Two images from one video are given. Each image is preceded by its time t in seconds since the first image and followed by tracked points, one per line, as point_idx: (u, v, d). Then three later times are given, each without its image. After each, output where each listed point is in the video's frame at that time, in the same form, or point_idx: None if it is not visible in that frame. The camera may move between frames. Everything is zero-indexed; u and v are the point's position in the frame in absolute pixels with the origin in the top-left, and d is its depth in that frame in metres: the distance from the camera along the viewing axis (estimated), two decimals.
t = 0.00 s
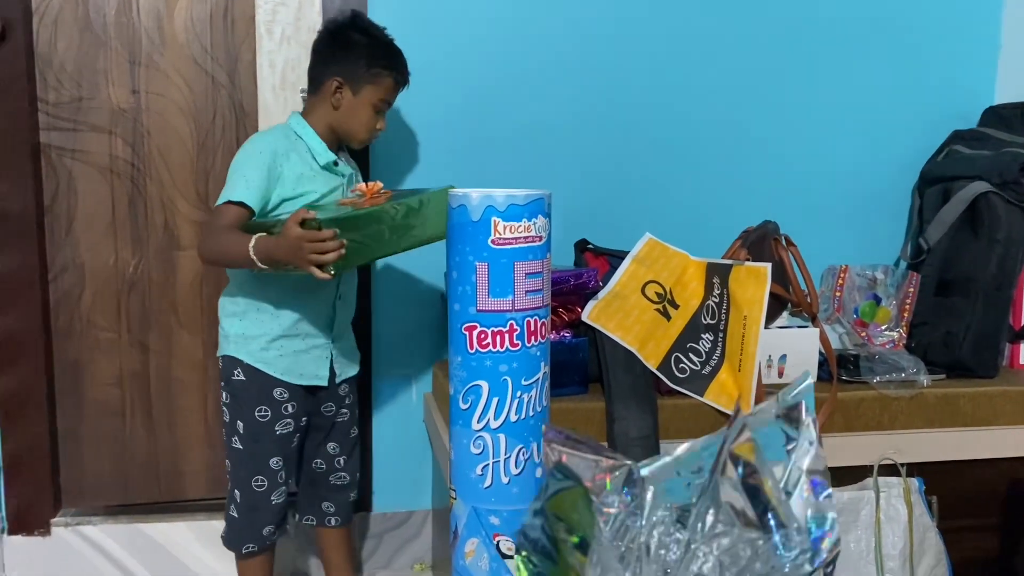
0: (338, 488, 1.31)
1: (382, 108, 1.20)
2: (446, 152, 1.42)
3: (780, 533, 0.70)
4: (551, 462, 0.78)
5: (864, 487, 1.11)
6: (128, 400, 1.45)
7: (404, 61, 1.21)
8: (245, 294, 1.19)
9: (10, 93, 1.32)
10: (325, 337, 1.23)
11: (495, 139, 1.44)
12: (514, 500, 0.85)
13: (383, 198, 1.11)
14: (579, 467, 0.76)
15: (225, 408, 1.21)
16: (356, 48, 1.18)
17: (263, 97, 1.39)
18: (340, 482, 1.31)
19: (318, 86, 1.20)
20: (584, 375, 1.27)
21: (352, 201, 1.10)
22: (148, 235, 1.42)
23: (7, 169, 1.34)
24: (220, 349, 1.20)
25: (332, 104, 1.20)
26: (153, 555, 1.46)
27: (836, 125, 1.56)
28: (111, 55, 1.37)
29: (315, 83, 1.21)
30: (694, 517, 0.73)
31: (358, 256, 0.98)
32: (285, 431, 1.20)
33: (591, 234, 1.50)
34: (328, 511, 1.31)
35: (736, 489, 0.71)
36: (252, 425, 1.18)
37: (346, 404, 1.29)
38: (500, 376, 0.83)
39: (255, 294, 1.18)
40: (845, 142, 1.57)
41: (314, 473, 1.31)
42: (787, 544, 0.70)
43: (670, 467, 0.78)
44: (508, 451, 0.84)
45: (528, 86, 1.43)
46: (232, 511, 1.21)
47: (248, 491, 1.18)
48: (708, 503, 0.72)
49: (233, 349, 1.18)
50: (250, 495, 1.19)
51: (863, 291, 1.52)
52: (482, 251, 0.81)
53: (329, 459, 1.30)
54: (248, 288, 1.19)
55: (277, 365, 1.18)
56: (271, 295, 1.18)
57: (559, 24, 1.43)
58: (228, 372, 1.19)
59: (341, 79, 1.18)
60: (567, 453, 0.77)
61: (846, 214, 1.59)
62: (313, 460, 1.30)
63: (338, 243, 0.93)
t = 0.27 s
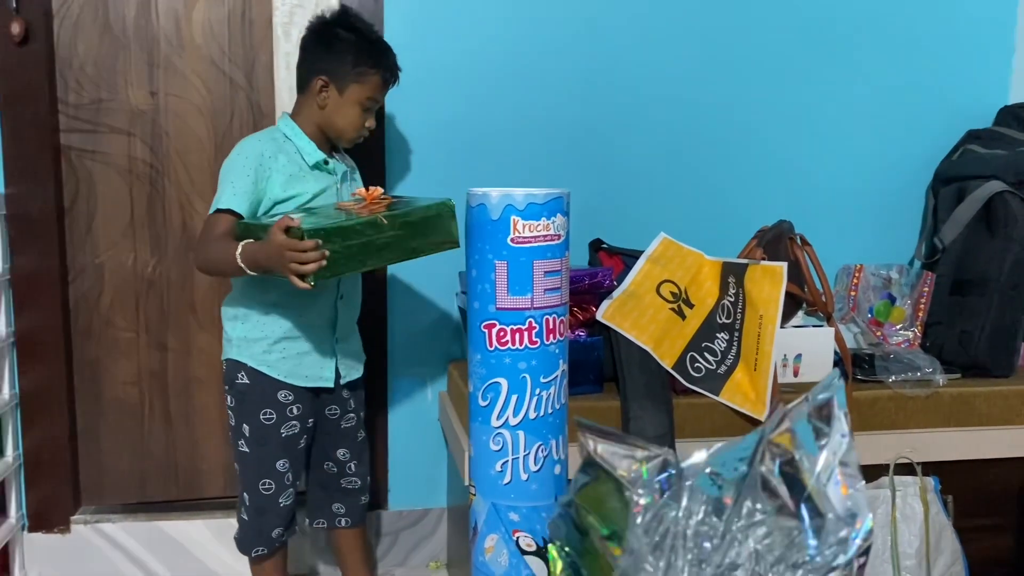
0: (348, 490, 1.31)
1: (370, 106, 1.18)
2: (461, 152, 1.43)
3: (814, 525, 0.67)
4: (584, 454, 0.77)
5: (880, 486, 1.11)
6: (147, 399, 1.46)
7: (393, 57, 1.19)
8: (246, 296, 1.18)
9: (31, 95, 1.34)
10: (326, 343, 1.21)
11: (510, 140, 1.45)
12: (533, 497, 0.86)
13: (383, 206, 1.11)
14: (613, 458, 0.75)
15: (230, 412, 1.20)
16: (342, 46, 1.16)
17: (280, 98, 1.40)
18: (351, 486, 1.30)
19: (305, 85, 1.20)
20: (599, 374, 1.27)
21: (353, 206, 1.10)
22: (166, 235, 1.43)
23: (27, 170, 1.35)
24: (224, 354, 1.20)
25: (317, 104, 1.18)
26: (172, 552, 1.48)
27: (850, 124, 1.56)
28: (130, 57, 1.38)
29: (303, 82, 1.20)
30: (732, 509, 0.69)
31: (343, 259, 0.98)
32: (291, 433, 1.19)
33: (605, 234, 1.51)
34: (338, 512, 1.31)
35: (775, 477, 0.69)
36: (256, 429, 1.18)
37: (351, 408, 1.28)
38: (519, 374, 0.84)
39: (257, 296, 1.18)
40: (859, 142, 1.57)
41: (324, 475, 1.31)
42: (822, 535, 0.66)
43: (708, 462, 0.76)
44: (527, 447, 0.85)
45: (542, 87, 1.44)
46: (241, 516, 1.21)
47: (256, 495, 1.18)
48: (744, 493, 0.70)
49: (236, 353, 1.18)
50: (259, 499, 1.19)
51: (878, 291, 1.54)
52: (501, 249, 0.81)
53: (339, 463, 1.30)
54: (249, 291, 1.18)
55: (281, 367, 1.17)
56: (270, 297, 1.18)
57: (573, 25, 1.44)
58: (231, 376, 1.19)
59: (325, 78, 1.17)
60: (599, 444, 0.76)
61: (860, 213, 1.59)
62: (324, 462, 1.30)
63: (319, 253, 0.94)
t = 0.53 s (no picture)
0: (357, 497, 1.30)
1: (347, 106, 1.17)
2: (471, 156, 1.44)
3: (830, 532, 0.68)
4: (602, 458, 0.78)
5: (891, 489, 1.12)
6: (158, 401, 1.47)
7: (367, 53, 1.18)
8: (246, 305, 1.19)
9: (43, 99, 1.34)
10: (327, 352, 1.21)
11: (519, 144, 1.45)
12: (544, 500, 0.86)
13: (380, 219, 1.10)
14: (632, 460, 0.76)
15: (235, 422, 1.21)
16: (314, 46, 1.16)
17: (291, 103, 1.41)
18: (359, 492, 1.29)
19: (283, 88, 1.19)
20: (609, 377, 1.27)
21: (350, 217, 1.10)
22: (178, 239, 1.44)
23: (40, 175, 1.36)
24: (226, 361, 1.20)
25: (295, 106, 1.18)
26: (184, 554, 1.48)
27: (861, 126, 1.55)
28: (142, 61, 1.39)
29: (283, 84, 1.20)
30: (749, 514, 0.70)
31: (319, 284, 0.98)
32: (295, 439, 1.20)
33: (615, 237, 1.51)
34: (347, 518, 1.30)
35: (792, 483, 0.70)
36: (261, 437, 1.18)
37: (358, 415, 1.27)
38: (529, 377, 0.84)
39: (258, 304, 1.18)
40: (869, 145, 1.56)
41: (333, 482, 1.30)
42: (838, 542, 0.67)
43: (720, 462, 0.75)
44: (538, 451, 0.85)
45: (552, 91, 1.45)
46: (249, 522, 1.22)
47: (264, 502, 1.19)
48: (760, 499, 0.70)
49: (238, 361, 1.18)
50: (267, 505, 1.20)
51: (888, 294, 1.53)
52: (511, 253, 0.82)
53: (348, 470, 1.28)
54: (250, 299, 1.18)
55: (282, 375, 1.17)
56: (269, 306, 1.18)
57: (582, 29, 1.44)
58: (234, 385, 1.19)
59: (300, 79, 1.16)
60: (619, 448, 0.77)
61: (870, 216, 1.59)
62: (332, 469, 1.29)
63: (296, 274, 0.95)
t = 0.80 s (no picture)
0: (365, 504, 1.30)
1: (334, 107, 1.17)
2: (479, 162, 1.44)
3: (834, 540, 0.73)
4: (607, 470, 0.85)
5: (900, 494, 1.10)
6: (169, 407, 1.48)
7: (347, 51, 1.18)
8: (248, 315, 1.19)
9: (55, 107, 1.35)
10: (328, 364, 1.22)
11: (527, 149, 1.46)
12: (552, 506, 0.87)
13: (379, 236, 1.08)
14: (637, 472, 0.83)
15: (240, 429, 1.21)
16: (293, 50, 1.17)
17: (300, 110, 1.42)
18: (367, 500, 1.29)
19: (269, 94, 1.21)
20: (617, 382, 1.27)
21: (349, 234, 1.08)
22: (188, 245, 1.45)
23: (51, 182, 1.37)
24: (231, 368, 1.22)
25: (280, 111, 1.19)
26: (194, 559, 1.49)
27: (868, 131, 1.55)
28: (152, 69, 1.40)
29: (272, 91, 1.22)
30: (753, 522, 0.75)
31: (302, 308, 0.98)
32: (298, 447, 1.20)
33: (622, 241, 1.51)
34: (354, 525, 1.30)
35: (795, 494, 0.75)
36: (265, 445, 1.19)
37: (362, 423, 1.27)
38: (538, 384, 0.84)
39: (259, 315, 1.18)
40: (877, 149, 1.56)
41: (339, 490, 1.29)
42: (839, 549, 0.72)
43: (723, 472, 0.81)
44: (546, 457, 0.85)
45: (559, 96, 1.45)
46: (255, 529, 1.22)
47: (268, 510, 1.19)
48: (764, 508, 0.76)
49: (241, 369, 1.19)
50: (271, 513, 1.20)
51: (896, 298, 1.53)
52: (519, 260, 0.82)
53: (354, 477, 1.28)
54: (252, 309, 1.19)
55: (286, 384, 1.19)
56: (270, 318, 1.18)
57: (589, 35, 1.45)
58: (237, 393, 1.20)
59: (282, 84, 1.18)
60: (626, 460, 0.84)
61: (878, 221, 1.58)
62: (338, 476, 1.28)
63: (272, 296, 0.96)
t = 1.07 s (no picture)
0: (365, 509, 1.28)
1: (291, 97, 1.15)
2: (484, 166, 1.45)
3: (826, 547, 0.74)
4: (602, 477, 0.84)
5: (906, 499, 1.10)
6: (175, 411, 1.49)
7: (318, 49, 1.16)
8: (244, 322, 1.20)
9: (61, 112, 1.36)
10: (326, 373, 1.22)
11: (532, 154, 1.46)
12: (555, 511, 0.87)
13: (372, 249, 1.07)
14: (629, 480, 0.82)
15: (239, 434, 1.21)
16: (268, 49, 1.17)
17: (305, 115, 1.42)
18: (367, 506, 1.28)
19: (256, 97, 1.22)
20: (622, 386, 1.27)
21: (342, 247, 1.07)
22: (194, 250, 1.46)
23: (58, 187, 1.37)
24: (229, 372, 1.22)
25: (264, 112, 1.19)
26: (199, 563, 1.49)
27: (874, 134, 1.55)
28: (158, 75, 1.41)
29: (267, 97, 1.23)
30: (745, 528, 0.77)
31: (279, 325, 0.98)
32: (298, 452, 1.21)
33: (627, 245, 1.51)
34: (356, 530, 1.29)
35: (786, 501, 0.76)
36: (264, 451, 1.19)
37: (363, 428, 1.27)
38: (540, 388, 0.84)
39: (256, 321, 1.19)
40: (883, 152, 1.56)
41: (340, 495, 1.29)
42: (834, 555, 0.74)
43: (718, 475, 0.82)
44: (548, 462, 0.85)
45: (564, 100, 1.45)
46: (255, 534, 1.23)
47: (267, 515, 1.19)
48: (756, 514, 0.76)
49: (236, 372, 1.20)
50: (271, 518, 1.20)
51: (902, 301, 1.53)
52: (521, 264, 0.82)
53: (354, 483, 1.27)
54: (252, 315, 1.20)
55: (281, 389, 1.19)
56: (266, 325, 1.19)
57: (594, 39, 1.45)
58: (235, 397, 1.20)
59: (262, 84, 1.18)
60: (618, 469, 0.83)
61: (884, 224, 1.58)
62: (339, 482, 1.28)
63: (246, 314, 0.97)
